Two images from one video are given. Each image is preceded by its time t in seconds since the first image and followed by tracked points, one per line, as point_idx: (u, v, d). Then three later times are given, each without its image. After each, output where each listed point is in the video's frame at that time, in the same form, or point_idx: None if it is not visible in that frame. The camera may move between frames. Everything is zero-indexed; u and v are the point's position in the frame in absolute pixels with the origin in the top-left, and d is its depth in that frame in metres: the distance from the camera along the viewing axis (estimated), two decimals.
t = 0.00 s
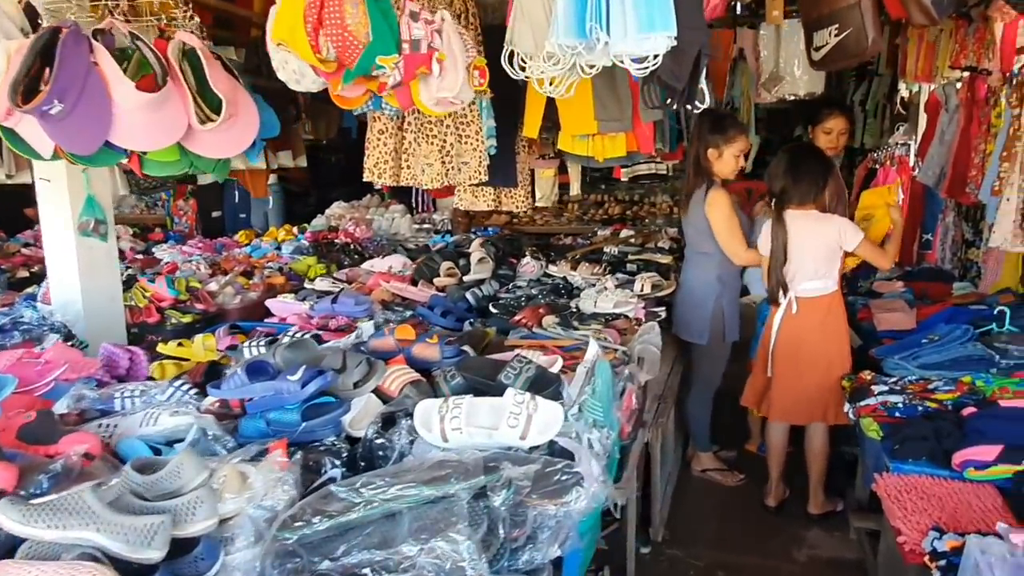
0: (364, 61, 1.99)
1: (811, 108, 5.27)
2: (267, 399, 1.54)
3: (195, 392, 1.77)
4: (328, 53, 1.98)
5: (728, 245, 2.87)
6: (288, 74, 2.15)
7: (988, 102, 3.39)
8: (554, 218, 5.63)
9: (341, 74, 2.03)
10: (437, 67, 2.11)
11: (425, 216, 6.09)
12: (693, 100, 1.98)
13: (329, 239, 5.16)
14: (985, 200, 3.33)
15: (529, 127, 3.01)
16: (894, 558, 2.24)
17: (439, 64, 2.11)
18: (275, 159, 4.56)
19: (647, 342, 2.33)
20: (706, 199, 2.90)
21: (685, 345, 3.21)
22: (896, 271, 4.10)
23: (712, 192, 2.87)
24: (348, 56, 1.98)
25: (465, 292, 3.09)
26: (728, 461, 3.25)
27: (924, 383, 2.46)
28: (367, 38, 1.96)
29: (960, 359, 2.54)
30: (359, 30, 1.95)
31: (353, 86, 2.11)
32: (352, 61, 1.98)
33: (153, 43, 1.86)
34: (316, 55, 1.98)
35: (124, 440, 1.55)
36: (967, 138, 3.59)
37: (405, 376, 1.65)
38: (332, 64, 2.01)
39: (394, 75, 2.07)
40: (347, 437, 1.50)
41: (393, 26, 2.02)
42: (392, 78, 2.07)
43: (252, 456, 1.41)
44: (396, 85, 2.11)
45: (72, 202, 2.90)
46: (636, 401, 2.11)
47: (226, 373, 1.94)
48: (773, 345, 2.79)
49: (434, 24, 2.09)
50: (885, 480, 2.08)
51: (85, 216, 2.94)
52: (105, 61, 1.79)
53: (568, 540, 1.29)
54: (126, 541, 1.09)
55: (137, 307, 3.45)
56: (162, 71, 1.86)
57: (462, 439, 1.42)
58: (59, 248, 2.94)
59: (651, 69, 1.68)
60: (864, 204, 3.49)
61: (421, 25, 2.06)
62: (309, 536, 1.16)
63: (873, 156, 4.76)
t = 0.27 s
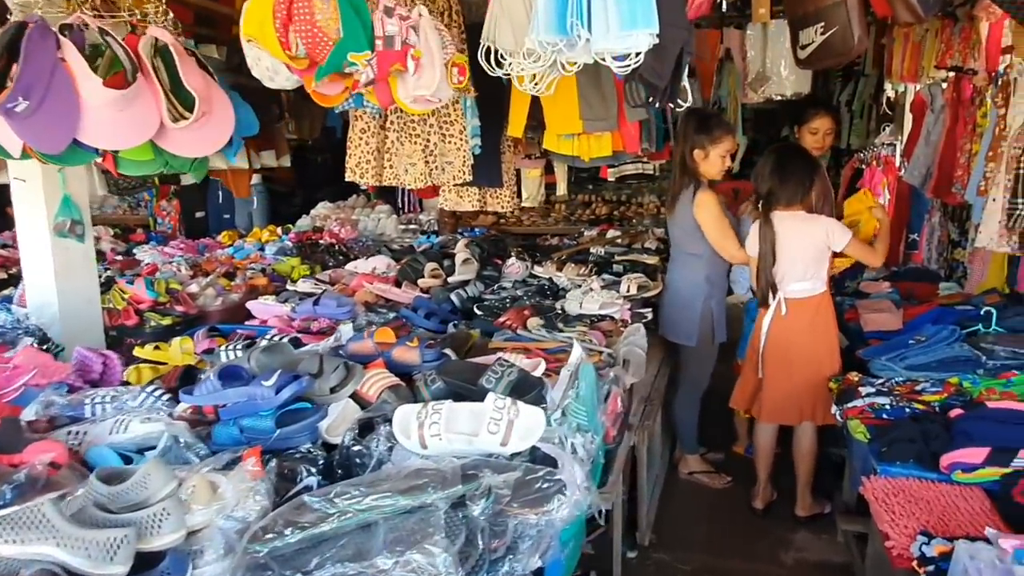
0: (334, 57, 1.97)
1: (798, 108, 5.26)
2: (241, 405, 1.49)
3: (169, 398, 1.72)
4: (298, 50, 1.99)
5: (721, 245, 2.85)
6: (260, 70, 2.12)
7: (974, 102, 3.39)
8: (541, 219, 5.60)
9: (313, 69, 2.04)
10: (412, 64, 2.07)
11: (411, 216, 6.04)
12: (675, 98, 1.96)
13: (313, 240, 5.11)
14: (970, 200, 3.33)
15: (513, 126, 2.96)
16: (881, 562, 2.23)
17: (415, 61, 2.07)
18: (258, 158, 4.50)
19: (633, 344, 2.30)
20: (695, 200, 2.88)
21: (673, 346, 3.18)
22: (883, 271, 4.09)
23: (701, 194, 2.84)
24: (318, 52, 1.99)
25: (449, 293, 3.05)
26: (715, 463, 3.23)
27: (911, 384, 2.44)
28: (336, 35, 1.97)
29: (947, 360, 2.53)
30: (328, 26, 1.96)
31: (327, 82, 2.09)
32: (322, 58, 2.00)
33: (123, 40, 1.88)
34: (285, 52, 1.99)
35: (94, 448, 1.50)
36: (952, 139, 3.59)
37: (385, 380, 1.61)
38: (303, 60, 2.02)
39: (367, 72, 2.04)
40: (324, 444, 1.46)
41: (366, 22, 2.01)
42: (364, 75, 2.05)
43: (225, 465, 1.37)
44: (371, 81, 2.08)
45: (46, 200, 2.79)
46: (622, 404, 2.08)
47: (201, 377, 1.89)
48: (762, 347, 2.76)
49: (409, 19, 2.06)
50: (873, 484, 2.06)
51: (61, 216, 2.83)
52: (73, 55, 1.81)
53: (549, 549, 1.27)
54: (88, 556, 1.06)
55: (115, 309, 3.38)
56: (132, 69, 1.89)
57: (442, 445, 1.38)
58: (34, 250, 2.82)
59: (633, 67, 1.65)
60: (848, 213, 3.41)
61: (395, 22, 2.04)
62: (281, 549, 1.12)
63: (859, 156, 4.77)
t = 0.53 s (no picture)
0: (307, 53, 1.90)
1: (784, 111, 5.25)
2: (215, 418, 1.42)
3: (140, 409, 1.65)
4: (269, 46, 1.90)
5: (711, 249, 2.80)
6: (235, 69, 2.04)
7: (960, 105, 3.38)
8: (527, 221, 5.55)
9: (286, 67, 1.94)
10: (391, 61, 2.01)
11: (395, 219, 5.97)
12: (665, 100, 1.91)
13: (295, 243, 5.02)
14: (957, 203, 3.31)
15: (499, 128, 2.93)
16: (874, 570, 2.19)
17: (394, 58, 2.02)
18: (238, 160, 4.41)
19: (621, 350, 2.25)
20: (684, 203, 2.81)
21: (661, 351, 3.14)
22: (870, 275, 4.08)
23: (690, 196, 2.79)
24: (289, 48, 1.90)
25: (434, 298, 2.99)
26: (703, 469, 3.19)
27: (903, 389, 2.41)
28: (308, 30, 1.89)
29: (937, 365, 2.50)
30: (300, 20, 1.88)
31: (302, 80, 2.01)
32: (293, 53, 1.91)
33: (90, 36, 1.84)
34: (255, 48, 1.90)
35: (59, 463, 1.42)
36: (939, 142, 3.58)
37: (367, 390, 1.54)
38: (276, 57, 1.93)
39: (342, 69, 1.99)
40: (302, 458, 1.40)
41: (341, 18, 1.94)
42: (340, 73, 2.01)
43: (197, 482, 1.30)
44: (348, 79, 2.04)
45: (16, 202, 2.64)
46: (611, 412, 2.03)
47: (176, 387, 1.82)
48: (752, 351, 2.72)
49: (387, 15, 1.99)
50: (866, 492, 2.02)
51: (33, 219, 2.67)
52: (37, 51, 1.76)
53: (539, 567, 1.21)
54: None
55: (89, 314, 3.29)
56: (98, 66, 1.84)
57: (426, 459, 1.32)
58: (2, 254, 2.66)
59: (623, 66, 1.60)
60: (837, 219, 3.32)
61: (372, 17, 1.98)
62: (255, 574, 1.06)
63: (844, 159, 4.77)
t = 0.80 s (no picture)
0: (272, 51, 1.84)
1: (763, 116, 5.23)
2: (180, 440, 1.33)
3: (101, 430, 1.55)
4: (233, 43, 1.89)
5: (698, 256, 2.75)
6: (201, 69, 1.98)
7: (942, 112, 3.37)
8: (506, 225, 5.48)
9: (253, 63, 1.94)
10: (367, 61, 1.88)
11: (372, 222, 5.87)
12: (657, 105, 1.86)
13: (269, 247, 4.90)
14: (940, 210, 3.30)
15: (479, 133, 2.82)
16: None
17: (369, 56, 1.88)
18: (211, 162, 4.29)
19: (607, 361, 2.19)
20: (666, 207, 2.77)
21: (645, 359, 3.09)
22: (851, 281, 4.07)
23: (674, 202, 2.74)
24: (255, 45, 1.89)
25: (413, 305, 2.91)
26: (687, 479, 3.14)
27: (891, 400, 2.37)
28: (274, 26, 1.88)
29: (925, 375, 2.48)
30: (267, 17, 1.87)
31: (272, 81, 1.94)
32: (259, 50, 1.90)
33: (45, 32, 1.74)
34: (220, 45, 1.89)
35: (11, 489, 1.32)
36: (921, 148, 3.57)
37: (345, 409, 1.46)
38: (240, 55, 1.91)
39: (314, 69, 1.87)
40: (275, 483, 1.32)
41: (313, 13, 1.87)
42: (311, 72, 1.88)
43: (162, 512, 1.21)
44: (320, 80, 1.90)
45: None
46: (597, 427, 1.97)
47: (141, 404, 1.72)
48: (739, 361, 2.68)
49: (362, 10, 1.88)
50: (858, 506, 1.99)
51: None
52: None
53: None
54: None
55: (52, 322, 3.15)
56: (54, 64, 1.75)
57: (407, 484, 1.24)
58: None
59: (619, 69, 1.54)
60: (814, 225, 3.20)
61: (346, 12, 1.87)
62: None
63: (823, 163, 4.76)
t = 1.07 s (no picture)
0: (233, 53, 1.75)
1: (736, 122, 5.23)
2: (141, 469, 1.24)
3: (56, 456, 1.46)
4: (192, 46, 1.80)
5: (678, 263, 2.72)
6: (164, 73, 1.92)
7: (917, 119, 3.38)
8: (481, 231, 5.42)
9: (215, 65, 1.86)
10: (337, 64, 1.79)
11: (344, 228, 5.77)
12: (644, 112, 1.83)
13: (237, 254, 4.78)
14: (916, 217, 3.31)
15: (456, 138, 2.78)
16: None
17: (339, 59, 1.79)
18: (177, 167, 4.16)
19: (589, 375, 2.13)
20: (647, 215, 2.70)
21: (625, 369, 3.04)
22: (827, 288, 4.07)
23: (653, 210, 2.69)
24: (215, 48, 1.79)
25: (388, 316, 2.83)
26: (668, 490, 3.10)
27: (874, 410, 2.35)
28: (235, 27, 1.77)
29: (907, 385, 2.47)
30: (227, 17, 1.77)
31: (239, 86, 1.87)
32: (219, 53, 1.80)
33: None
34: (177, 47, 1.81)
35: None
36: (896, 155, 3.58)
37: (317, 433, 1.38)
38: (200, 57, 1.83)
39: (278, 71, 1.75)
40: (243, 512, 1.24)
41: (278, 16, 1.79)
42: (275, 76, 1.76)
43: (122, 549, 1.13)
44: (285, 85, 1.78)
45: None
46: (581, 443, 1.91)
47: (101, 426, 1.63)
48: (720, 371, 2.65)
49: (331, 11, 1.77)
50: (843, 520, 1.95)
51: None
52: None
53: None
54: None
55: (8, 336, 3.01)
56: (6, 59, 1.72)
57: (386, 514, 1.17)
58: None
59: (609, 76, 1.50)
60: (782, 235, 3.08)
61: (314, 13, 1.76)
62: None
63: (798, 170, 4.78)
